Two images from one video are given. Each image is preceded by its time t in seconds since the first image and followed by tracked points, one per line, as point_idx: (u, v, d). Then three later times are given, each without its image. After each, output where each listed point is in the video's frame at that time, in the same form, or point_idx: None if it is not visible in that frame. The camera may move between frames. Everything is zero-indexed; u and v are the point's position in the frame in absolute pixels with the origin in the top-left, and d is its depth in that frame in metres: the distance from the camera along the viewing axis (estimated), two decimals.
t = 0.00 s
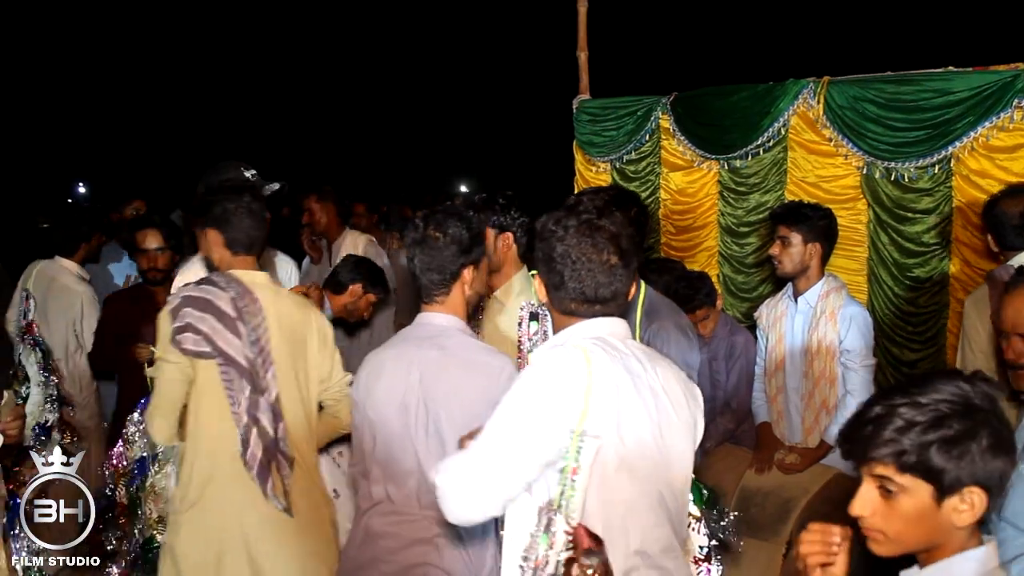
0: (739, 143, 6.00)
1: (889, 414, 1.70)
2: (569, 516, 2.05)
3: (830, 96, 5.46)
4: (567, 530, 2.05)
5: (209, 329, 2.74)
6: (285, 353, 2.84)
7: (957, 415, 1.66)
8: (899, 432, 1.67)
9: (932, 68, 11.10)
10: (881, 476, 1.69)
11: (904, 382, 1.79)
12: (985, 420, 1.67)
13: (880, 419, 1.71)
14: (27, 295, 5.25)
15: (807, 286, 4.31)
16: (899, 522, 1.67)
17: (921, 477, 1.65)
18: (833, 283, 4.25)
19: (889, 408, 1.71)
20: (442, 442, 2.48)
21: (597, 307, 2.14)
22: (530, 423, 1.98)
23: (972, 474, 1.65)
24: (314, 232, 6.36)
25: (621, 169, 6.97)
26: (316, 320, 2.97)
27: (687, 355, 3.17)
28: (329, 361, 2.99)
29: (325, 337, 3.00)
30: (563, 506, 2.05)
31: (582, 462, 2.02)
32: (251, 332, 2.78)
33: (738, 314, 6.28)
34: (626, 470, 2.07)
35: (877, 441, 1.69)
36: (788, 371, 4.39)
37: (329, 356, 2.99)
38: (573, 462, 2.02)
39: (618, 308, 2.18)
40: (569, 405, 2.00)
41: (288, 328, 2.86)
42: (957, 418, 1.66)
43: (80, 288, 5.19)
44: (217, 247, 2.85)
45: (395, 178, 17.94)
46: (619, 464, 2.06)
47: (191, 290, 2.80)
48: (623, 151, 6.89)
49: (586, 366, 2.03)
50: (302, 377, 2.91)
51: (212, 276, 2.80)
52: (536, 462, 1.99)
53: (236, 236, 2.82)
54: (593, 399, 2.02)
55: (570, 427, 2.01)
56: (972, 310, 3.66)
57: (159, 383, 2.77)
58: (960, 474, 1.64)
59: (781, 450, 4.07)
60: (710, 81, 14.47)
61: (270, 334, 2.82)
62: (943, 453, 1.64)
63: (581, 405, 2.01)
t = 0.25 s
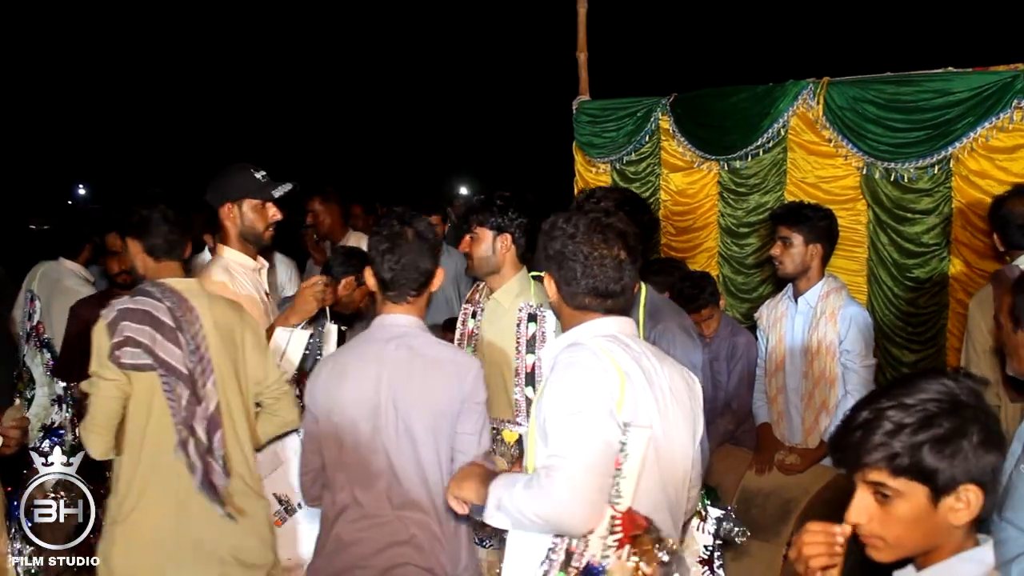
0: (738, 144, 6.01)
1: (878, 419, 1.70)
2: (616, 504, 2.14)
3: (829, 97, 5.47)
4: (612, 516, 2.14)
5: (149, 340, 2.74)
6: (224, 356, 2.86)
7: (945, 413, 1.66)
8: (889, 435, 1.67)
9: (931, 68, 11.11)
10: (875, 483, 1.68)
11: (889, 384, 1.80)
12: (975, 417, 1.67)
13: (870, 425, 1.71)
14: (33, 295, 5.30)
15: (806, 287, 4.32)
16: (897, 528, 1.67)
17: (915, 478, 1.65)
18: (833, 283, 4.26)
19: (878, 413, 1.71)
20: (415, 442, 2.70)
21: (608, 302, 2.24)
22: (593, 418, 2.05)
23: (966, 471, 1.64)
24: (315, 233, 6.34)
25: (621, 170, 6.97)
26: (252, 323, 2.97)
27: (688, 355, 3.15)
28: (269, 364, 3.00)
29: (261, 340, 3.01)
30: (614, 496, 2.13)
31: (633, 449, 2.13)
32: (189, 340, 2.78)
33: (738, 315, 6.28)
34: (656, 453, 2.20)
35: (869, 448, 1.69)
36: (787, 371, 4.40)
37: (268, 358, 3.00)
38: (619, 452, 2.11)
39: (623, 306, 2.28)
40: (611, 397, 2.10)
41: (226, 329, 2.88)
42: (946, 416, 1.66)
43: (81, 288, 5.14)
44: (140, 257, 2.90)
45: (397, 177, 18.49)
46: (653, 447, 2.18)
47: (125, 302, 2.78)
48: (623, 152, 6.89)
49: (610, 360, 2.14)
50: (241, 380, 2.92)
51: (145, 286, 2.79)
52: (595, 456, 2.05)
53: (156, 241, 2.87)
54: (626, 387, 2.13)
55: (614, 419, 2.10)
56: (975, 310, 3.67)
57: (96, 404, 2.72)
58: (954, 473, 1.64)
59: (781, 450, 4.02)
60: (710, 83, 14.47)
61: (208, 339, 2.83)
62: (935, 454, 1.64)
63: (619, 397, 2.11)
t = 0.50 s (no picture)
0: (742, 144, 6.01)
1: (871, 424, 1.69)
2: (648, 499, 2.18)
3: (833, 97, 5.46)
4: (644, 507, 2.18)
5: (108, 334, 3.13)
6: (183, 348, 3.29)
7: (938, 418, 1.65)
8: (882, 443, 1.66)
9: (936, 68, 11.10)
10: (871, 490, 1.67)
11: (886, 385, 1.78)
12: (969, 419, 1.66)
13: (863, 431, 1.70)
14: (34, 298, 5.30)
15: (811, 287, 4.32)
16: (894, 532, 1.66)
17: (909, 484, 1.64)
18: (838, 284, 4.25)
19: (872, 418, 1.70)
20: (387, 437, 2.74)
21: (617, 301, 2.26)
22: (622, 420, 2.06)
23: (961, 475, 1.63)
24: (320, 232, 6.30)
25: (625, 171, 6.98)
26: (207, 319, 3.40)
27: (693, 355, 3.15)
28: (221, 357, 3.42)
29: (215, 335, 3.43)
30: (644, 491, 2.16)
31: (653, 447, 2.16)
32: (150, 333, 3.19)
33: (742, 316, 6.28)
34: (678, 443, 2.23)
35: (863, 455, 1.68)
36: (792, 370, 4.41)
37: (220, 352, 3.42)
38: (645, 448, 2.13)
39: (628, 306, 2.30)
40: (633, 397, 2.11)
41: (182, 323, 3.31)
42: (939, 421, 1.65)
43: (82, 289, 5.15)
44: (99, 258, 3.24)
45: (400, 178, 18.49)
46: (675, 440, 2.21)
47: (84, 298, 3.15)
48: (627, 153, 6.89)
49: (626, 360, 2.14)
50: (199, 369, 3.35)
51: (104, 282, 3.17)
52: (627, 457, 2.07)
53: (114, 245, 3.20)
54: (643, 386, 2.14)
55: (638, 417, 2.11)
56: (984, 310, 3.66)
57: (57, 396, 3.12)
58: (950, 477, 1.63)
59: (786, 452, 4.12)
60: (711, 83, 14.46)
61: (168, 332, 3.25)
62: (929, 458, 1.63)
63: (639, 395, 2.13)
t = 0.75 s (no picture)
0: (746, 139, 6.00)
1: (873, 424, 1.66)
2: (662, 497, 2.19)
3: (837, 92, 5.46)
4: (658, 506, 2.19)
5: (85, 329, 3.41)
6: (159, 342, 3.59)
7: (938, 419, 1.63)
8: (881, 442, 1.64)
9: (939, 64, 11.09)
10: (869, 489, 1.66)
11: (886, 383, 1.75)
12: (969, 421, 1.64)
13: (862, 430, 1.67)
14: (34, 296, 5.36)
15: (815, 282, 4.31)
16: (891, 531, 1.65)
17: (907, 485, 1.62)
18: (843, 279, 4.23)
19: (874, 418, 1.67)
20: (378, 429, 2.74)
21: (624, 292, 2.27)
22: (630, 419, 2.06)
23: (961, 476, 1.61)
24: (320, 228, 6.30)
25: (628, 166, 6.96)
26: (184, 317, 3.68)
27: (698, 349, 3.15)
28: (196, 354, 3.71)
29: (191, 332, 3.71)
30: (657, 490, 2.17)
31: (664, 445, 2.16)
32: (126, 329, 3.47)
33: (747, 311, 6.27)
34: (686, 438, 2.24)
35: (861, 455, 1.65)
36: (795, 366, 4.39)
37: (195, 348, 3.71)
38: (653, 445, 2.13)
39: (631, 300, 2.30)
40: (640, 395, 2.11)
41: (159, 318, 3.59)
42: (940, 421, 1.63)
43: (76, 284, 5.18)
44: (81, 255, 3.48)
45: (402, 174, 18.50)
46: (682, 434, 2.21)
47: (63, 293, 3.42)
48: (630, 148, 6.88)
49: (632, 357, 2.14)
50: (175, 364, 3.65)
51: (82, 280, 3.42)
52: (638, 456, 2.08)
53: (97, 243, 3.46)
54: (650, 382, 2.14)
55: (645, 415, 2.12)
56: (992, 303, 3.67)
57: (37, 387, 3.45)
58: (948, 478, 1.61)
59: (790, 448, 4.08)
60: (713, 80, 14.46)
61: (144, 329, 3.54)
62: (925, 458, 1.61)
63: (646, 393, 2.13)
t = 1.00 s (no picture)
0: (748, 137, 5.99)
1: (873, 421, 1.65)
2: (672, 500, 2.17)
3: (839, 88, 5.45)
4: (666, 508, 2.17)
5: (77, 329, 3.43)
6: (150, 343, 3.56)
7: (936, 418, 1.62)
8: (881, 439, 1.63)
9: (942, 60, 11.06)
10: (865, 485, 1.66)
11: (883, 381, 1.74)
12: (969, 420, 1.62)
13: (859, 426, 1.66)
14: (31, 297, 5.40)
15: (818, 280, 4.30)
16: (886, 529, 1.65)
17: (903, 483, 1.62)
18: (846, 276, 4.23)
19: (873, 414, 1.66)
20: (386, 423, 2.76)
21: (627, 289, 2.27)
22: (635, 421, 2.05)
23: (957, 476, 1.60)
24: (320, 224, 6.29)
25: (630, 163, 6.95)
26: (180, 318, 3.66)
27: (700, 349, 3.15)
28: (190, 355, 3.68)
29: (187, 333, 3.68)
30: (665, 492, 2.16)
31: (669, 446, 2.14)
32: (118, 330, 3.47)
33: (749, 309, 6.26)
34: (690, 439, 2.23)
35: (859, 452, 1.65)
36: (798, 364, 4.39)
37: (189, 350, 3.68)
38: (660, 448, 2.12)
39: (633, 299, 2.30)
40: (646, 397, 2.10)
41: (153, 321, 3.57)
42: (938, 419, 1.61)
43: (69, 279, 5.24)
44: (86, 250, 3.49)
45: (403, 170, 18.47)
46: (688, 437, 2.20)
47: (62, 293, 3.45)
48: (632, 145, 6.87)
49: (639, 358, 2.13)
50: (167, 365, 3.62)
51: (80, 280, 3.44)
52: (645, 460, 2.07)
53: (101, 238, 3.45)
54: (656, 384, 2.13)
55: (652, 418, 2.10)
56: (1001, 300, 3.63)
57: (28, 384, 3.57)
58: (943, 477, 1.60)
59: (792, 444, 3.96)
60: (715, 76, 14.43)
61: (137, 331, 3.53)
62: (923, 455, 1.60)
63: (651, 395, 2.12)
